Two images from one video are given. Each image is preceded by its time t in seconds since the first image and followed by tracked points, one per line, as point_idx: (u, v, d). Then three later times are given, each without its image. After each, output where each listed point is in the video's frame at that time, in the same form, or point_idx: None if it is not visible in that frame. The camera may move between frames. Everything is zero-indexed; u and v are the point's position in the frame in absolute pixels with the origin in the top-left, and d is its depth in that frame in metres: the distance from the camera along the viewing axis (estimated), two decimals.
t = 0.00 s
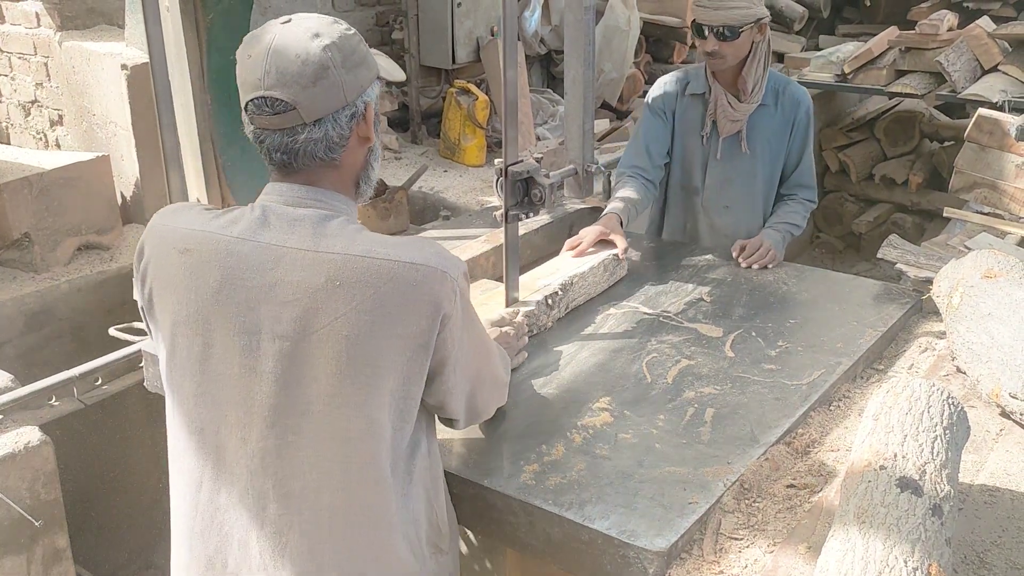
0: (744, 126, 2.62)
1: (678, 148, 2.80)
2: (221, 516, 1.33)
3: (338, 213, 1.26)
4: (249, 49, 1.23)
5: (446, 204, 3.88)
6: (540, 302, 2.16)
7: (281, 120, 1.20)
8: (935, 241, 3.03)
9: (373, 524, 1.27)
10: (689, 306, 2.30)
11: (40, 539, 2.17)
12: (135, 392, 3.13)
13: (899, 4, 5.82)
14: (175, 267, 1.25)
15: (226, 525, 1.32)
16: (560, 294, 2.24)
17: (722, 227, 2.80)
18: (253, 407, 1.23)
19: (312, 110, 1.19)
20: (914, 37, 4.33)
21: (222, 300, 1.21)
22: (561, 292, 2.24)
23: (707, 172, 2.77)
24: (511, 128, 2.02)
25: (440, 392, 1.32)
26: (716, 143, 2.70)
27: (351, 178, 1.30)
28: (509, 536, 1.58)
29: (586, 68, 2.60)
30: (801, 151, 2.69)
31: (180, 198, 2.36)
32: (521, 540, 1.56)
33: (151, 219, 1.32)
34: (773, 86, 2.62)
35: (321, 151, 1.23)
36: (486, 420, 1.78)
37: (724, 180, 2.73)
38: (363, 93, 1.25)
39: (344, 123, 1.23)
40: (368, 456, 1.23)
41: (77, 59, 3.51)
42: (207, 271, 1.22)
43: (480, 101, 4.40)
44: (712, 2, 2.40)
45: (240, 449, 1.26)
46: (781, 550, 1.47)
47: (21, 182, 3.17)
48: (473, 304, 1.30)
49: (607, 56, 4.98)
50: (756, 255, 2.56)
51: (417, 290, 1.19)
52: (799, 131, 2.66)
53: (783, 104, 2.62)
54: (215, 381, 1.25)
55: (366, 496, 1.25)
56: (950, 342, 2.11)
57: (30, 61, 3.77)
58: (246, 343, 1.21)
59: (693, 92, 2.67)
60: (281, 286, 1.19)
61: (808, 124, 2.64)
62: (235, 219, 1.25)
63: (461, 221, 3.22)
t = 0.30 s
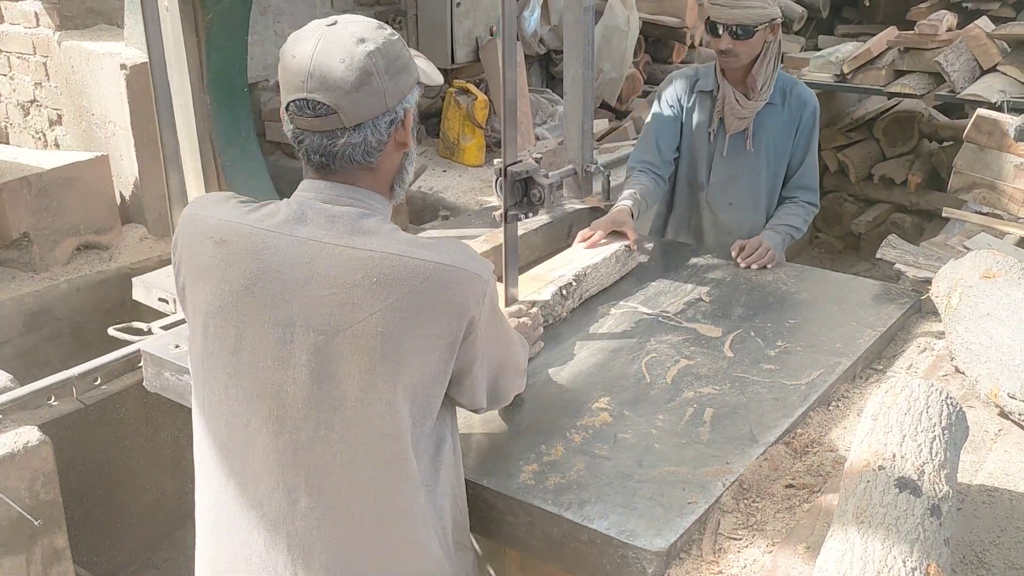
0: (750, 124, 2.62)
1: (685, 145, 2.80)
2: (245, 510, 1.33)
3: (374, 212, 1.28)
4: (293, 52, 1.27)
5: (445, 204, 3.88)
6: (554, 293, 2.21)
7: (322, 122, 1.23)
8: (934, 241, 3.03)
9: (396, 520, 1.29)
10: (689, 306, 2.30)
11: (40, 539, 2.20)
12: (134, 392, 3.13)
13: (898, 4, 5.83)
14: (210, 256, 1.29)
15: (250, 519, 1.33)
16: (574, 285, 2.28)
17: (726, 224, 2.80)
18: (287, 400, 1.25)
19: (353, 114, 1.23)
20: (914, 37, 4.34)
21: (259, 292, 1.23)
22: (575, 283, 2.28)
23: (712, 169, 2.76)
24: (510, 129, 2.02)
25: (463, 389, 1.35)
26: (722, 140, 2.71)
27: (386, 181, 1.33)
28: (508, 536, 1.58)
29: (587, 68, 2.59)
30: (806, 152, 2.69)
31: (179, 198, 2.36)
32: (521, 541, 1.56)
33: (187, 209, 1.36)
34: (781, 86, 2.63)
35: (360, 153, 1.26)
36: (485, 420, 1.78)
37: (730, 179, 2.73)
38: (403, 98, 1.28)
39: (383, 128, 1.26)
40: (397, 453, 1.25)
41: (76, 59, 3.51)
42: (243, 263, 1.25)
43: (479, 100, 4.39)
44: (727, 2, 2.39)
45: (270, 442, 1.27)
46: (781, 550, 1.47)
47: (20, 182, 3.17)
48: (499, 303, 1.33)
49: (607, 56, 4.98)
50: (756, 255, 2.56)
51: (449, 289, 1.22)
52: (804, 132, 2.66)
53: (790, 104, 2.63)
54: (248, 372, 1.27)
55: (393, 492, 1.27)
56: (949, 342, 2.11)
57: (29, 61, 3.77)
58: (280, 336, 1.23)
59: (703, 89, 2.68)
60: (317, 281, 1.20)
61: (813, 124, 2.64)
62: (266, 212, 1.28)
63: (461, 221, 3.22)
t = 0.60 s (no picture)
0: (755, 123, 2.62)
1: (692, 143, 2.81)
2: (263, 503, 1.33)
3: (410, 217, 1.30)
4: (340, 59, 1.29)
5: (444, 204, 3.88)
6: (571, 283, 2.25)
7: (365, 132, 1.26)
8: (934, 241, 3.03)
9: (415, 520, 1.30)
10: (688, 306, 2.30)
11: (38, 538, 2.21)
12: (133, 392, 3.13)
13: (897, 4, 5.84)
14: (243, 245, 1.30)
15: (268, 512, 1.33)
16: (589, 275, 2.33)
17: (730, 222, 2.80)
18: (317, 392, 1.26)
19: (397, 125, 1.25)
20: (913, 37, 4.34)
21: (292, 283, 1.25)
22: (590, 273, 2.33)
23: (717, 167, 2.76)
24: (509, 129, 2.03)
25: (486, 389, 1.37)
26: (728, 139, 2.71)
27: (423, 188, 1.35)
28: (508, 535, 1.58)
29: (587, 68, 2.59)
30: (810, 151, 2.69)
31: (178, 198, 2.36)
32: (520, 540, 1.56)
33: (224, 198, 1.38)
34: (787, 85, 2.64)
35: (400, 162, 1.28)
36: (484, 420, 1.78)
37: (735, 178, 2.73)
38: (444, 109, 1.30)
39: (423, 140, 1.29)
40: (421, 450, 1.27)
41: (76, 58, 3.51)
42: (274, 253, 1.26)
43: (479, 100, 4.32)
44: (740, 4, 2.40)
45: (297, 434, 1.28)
46: (779, 550, 1.47)
47: (19, 181, 3.17)
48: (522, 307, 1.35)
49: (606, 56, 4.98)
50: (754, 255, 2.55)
51: (479, 291, 1.24)
52: (809, 132, 2.66)
53: (796, 104, 2.64)
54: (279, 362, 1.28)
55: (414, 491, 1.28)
56: (947, 342, 2.11)
57: (28, 60, 3.77)
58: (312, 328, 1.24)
59: (710, 87, 2.71)
60: (350, 274, 1.22)
61: (818, 124, 2.64)
62: (300, 205, 1.29)
63: (460, 220, 3.22)
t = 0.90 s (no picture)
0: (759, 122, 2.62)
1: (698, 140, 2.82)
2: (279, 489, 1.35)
3: (437, 217, 1.33)
4: (381, 63, 1.33)
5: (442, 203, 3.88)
6: (584, 274, 2.31)
7: (399, 136, 1.29)
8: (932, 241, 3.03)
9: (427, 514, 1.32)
10: (686, 305, 2.30)
11: (37, 537, 2.21)
12: (132, 391, 3.13)
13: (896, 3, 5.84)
14: (271, 230, 1.32)
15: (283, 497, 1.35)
16: (602, 266, 2.38)
17: (733, 219, 2.80)
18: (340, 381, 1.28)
19: (432, 132, 1.28)
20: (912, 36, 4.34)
21: (321, 271, 1.27)
22: (603, 264, 2.39)
23: (721, 165, 2.77)
24: (508, 128, 2.03)
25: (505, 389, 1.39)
26: (733, 137, 2.71)
27: (450, 193, 1.38)
28: (506, 534, 1.58)
29: (586, 67, 2.58)
30: (813, 151, 2.69)
31: (176, 196, 2.35)
32: (519, 539, 1.56)
33: (256, 184, 1.40)
34: (793, 85, 2.64)
35: (431, 167, 1.31)
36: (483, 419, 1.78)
37: (738, 175, 2.74)
38: (479, 119, 1.34)
39: (455, 148, 1.32)
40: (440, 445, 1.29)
41: (74, 57, 3.51)
42: (303, 241, 1.29)
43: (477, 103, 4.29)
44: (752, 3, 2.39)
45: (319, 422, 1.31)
46: (778, 549, 1.47)
47: (17, 180, 3.17)
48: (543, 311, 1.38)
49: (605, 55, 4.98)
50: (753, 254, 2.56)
51: (503, 291, 1.27)
52: (813, 132, 2.66)
53: (802, 103, 2.64)
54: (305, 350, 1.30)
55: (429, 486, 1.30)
56: (945, 341, 2.11)
57: (26, 59, 3.76)
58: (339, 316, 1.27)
59: (717, 84, 2.68)
60: (379, 266, 1.25)
61: (823, 123, 2.64)
62: (330, 195, 1.32)
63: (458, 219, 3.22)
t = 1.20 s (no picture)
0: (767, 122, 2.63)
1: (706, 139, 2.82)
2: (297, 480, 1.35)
3: (465, 218, 1.33)
4: (421, 66, 1.33)
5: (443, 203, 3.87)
6: (597, 267, 2.33)
7: (434, 139, 1.29)
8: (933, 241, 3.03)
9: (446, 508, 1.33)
10: (687, 305, 2.30)
11: (37, 537, 2.20)
12: (132, 391, 3.13)
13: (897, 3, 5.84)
14: (298, 222, 1.33)
15: (302, 489, 1.35)
16: (613, 259, 2.41)
17: (736, 217, 2.79)
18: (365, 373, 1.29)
19: (466, 137, 1.28)
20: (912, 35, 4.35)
21: (349, 263, 1.28)
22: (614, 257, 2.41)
23: (727, 164, 2.77)
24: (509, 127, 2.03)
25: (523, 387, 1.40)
26: (739, 136, 2.71)
27: (479, 197, 1.39)
28: (507, 534, 1.58)
29: (586, 68, 2.59)
30: (819, 151, 2.67)
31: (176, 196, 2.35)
32: (520, 539, 1.56)
33: (282, 175, 1.41)
34: (800, 85, 2.63)
35: (464, 171, 1.32)
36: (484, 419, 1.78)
37: (743, 175, 2.73)
38: (514, 126, 1.33)
39: (488, 154, 1.32)
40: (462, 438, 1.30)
41: (75, 57, 3.51)
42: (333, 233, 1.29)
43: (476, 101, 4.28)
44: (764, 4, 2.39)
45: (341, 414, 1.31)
46: (778, 549, 1.47)
47: (18, 179, 3.17)
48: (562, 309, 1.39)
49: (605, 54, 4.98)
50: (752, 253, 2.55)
51: (527, 287, 1.28)
52: (817, 133, 2.64)
53: (808, 103, 2.62)
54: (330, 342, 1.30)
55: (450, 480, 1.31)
56: (946, 341, 2.11)
57: (27, 58, 3.76)
58: (366, 309, 1.27)
59: (724, 83, 2.70)
60: (407, 259, 1.26)
61: (830, 124, 2.62)
62: (355, 187, 1.33)
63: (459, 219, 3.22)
